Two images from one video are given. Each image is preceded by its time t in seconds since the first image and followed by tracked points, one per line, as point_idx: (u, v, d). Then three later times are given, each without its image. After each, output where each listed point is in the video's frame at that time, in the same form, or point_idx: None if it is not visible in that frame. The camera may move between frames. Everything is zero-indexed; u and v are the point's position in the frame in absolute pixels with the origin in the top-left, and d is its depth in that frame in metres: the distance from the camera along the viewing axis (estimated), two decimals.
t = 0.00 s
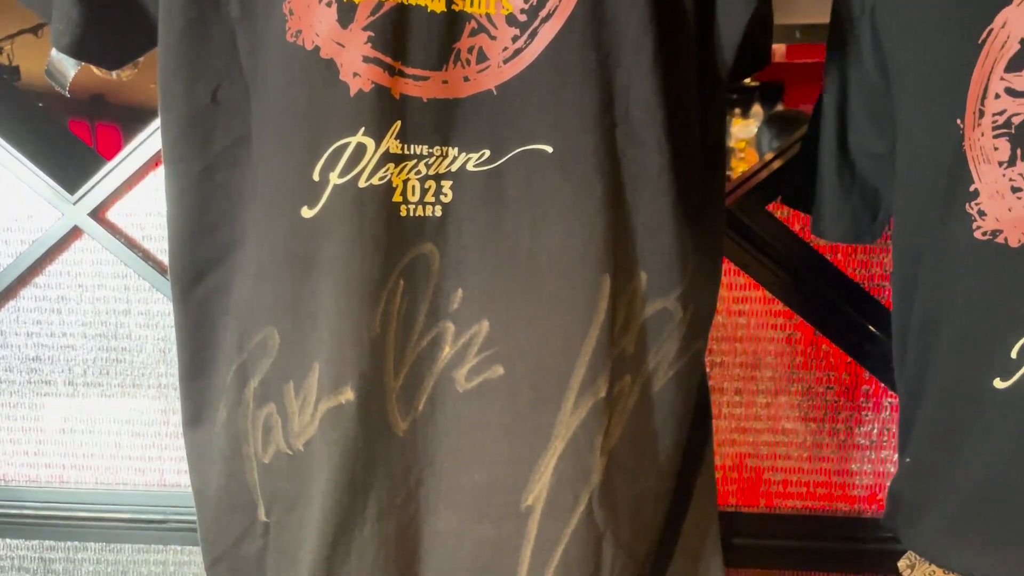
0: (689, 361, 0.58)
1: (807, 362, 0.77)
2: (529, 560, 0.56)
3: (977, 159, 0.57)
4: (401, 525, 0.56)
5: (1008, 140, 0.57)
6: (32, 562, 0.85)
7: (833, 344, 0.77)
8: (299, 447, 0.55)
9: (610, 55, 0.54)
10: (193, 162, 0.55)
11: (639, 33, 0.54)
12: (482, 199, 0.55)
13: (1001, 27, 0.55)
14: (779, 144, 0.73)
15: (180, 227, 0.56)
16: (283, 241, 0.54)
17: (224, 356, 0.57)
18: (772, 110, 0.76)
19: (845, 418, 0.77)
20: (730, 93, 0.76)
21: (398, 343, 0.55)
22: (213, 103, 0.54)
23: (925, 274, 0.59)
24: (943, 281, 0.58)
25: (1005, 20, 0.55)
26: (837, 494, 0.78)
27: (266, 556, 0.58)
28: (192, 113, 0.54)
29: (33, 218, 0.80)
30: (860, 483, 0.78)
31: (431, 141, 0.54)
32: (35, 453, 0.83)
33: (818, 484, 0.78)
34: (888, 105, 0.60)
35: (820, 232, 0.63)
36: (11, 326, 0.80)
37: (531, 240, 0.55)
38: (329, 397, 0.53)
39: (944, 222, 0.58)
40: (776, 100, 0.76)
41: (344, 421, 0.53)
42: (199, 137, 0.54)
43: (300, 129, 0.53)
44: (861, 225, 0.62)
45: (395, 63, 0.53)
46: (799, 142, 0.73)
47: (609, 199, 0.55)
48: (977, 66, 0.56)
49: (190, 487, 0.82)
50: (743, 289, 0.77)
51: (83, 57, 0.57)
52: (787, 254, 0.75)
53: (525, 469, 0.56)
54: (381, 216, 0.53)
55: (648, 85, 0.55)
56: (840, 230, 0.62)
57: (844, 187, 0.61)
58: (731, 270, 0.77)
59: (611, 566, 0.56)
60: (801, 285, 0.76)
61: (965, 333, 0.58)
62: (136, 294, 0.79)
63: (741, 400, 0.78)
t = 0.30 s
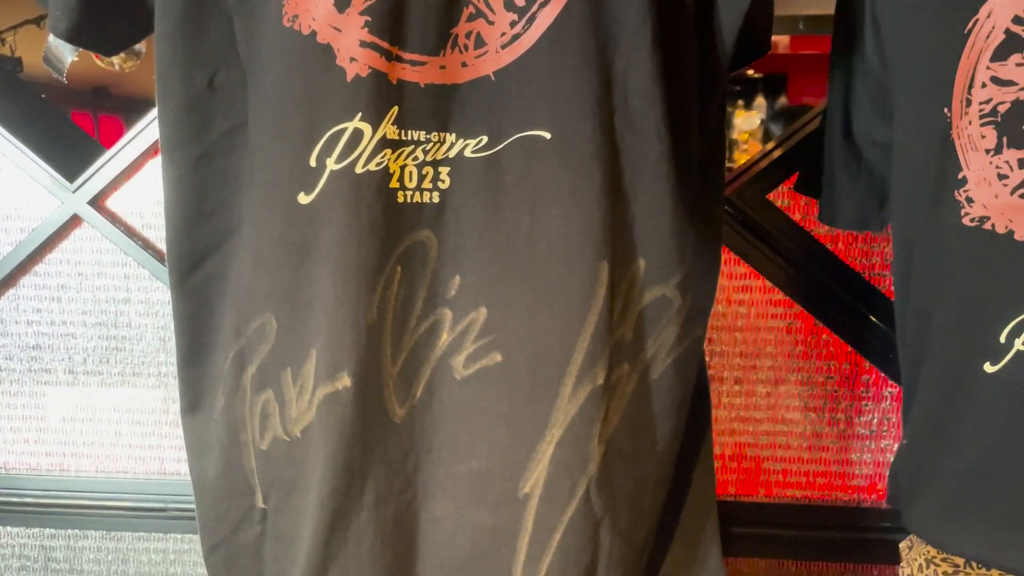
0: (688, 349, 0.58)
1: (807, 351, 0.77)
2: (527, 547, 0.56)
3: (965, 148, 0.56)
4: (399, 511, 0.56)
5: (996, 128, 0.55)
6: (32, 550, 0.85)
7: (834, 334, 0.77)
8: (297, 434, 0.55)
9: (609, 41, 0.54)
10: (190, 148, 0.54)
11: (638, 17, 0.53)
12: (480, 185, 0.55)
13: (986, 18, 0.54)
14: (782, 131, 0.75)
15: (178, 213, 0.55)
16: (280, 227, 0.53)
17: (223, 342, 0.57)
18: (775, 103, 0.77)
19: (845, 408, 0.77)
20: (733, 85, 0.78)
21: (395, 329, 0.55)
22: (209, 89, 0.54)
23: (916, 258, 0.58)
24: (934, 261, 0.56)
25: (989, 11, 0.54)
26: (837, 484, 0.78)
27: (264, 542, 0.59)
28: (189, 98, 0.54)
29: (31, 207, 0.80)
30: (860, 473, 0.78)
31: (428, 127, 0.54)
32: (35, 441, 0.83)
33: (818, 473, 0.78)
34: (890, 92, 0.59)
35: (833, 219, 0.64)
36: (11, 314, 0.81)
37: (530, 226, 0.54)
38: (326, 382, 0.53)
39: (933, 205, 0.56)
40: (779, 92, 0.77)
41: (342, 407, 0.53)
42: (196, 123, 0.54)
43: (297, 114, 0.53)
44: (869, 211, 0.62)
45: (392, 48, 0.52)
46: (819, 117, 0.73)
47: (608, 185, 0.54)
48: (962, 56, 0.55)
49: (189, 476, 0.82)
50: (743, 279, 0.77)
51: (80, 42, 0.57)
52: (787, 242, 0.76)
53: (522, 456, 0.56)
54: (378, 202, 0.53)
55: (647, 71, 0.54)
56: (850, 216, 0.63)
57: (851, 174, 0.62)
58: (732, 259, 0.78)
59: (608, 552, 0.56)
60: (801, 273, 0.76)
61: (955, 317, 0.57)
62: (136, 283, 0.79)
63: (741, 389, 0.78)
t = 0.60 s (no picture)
0: (688, 334, 0.58)
1: (809, 339, 0.77)
2: (526, 531, 0.56)
3: (958, 134, 0.54)
4: (398, 495, 0.56)
5: (988, 115, 0.53)
6: (35, 536, 0.85)
7: (836, 322, 0.76)
8: (297, 417, 0.55)
9: (610, 23, 0.54)
10: (191, 132, 0.54)
11: None
12: (480, 169, 0.54)
13: (978, 5, 0.51)
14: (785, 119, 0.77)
15: (178, 196, 0.55)
16: (280, 210, 0.53)
17: (223, 326, 0.57)
18: (778, 97, 0.82)
19: (847, 396, 0.77)
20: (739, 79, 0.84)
21: (395, 313, 0.55)
22: (210, 71, 0.54)
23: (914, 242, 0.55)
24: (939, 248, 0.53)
25: None
26: (839, 473, 0.78)
27: (263, 526, 0.59)
28: (190, 81, 0.54)
29: (34, 194, 0.80)
30: (862, 462, 0.77)
31: (428, 110, 0.54)
32: (38, 428, 0.84)
33: (819, 462, 0.78)
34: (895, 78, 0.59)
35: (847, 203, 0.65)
36: (14, 301, 0.81)
37: (530, 210, 0.54)
38: (326, 365, 0.53)
39: (931, 187, 0.54)
40: (782, 88, 0.82)
41: (342, 390, 0.53)
42: (196, 106, 0.54)
43: (296, 97, 0.52)
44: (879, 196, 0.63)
45: (393, 31, 0.52)
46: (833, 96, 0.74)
47: (609, 169, 0.54)
48: (953, 43, 0.52)
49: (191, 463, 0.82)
50: (746, 267, 0.77)
51: (81, 25, 0.57)
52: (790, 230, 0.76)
53: (522, 440, 0.55)
54: (378, 185, 0.53)
55: (647, 54, 0.54)
56: (865, 199, 0.64)
57: (864, 159, 0.64)
58: (734, 247, 0.77)
59: (608, 537, 0.56)
60: (805, 260, 0.76)
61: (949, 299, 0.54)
62: (138, 270, 0.79)
63: (743, 377, 0.78)
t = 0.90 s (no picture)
0: (687, 323, 0.58)
1: (810, 330, 0.77)
2: (523, 518, 0.56)
3: (952, 123, 0.52)
4: (397, 481, 0.57)
5: (979, 106, 0.52)
6: (39, 524, 0.86)
7: (837, 312, 0.76)
8: (295, 404, 0.55)
9: (609, 10, 0.53)
10: (190, 118, 0.55)
11: None
12: (479, 156, 0.55)
13: None
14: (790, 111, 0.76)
15: (178, 183, 0.56)
16: (278, 196, 0.53)
17: (222, 313, 0.57)
18: (784, 90, 0.86)
19: (847, 387, 0.77)
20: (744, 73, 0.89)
21: (393, 299, 0.55)
22: (209, 58, 0.54)
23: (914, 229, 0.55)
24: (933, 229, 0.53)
25: None
26: (839, 463, 0.78)
27: (263, 513, 0.59)
28: (189, 67, 0.54)
29: (36, 183, 0.81)
30: (862, 453, 0.77)
31: (427, 97, 0.54)
32: (41, 417, 0.84)
33: (819, 453, 0.78)
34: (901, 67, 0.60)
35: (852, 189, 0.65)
36: (18, 290, 0.82)
37: (528, 197, 0.54)
38: (324, 351, 0.53)
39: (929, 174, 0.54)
40: (790, 79, 0.86)
41: (340, 376, 0.54)
42: (195, 93, 0.54)
43: (294, 83, 0.52)
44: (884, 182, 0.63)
45: (391, 17, 0.52)
46: (843, 79, 0.75)
47: (607, 156, 0.54)
48: (944, 34, 0.52)
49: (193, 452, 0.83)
50: (746, 258, 0.77)
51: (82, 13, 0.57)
52: (790, 221, 0.76)
53: (520, 427, 0.55)
54: (376, 172, 0.53)
55: (646, 40, 0.54)
56: (873, 187, 0.64)
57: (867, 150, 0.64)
58: (735, 238, 0.77)
59: (605, 524, 0.56)
60: (806, 251, 0.76)
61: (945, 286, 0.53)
62: (140, 260, 0.80)
63: (743, 368, 0.78)
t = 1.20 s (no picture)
0: (685, 313, 0.58)
1: (810, 323, 0.76)
2: (521, 507, 0.56)
3: (947, 115, 0.52)
4: (396, 469, 0.57)
5: (973, 100, 0.51)
6: (43, 513, 0.87)
7: (838, 305, 0.76)
8: (295, 391, 0.56)
9: None
10: (190, 108, 0.55)
11: None
12: (477, 145, 0.55)
13: None
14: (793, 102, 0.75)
15: (178, 173, 0.56)
16: (277, 185, 0.54)
17: (223, 302, 0.58)
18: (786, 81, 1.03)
19: (848, 379, 0.76)
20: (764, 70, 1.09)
21: (392, 288, 0.56)
22: (209, 48, 0.54)
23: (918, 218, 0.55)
24: (933, 219, 0.52)
25: None
26: (839, 455, 0.78)
27: (262, 500, 0.59)
28: (189, 57, 0.54)
29: (40, 174, 0.81)
30: (862, 445, 0.77)
31: (425, 86, 0.54)
32: (46, 406, 0.85)
33: (819, 445, 0.78)
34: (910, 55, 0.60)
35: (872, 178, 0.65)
36: (22, 280, 0.83)
37: (527, 187, 0.54)
38: (323, 340, 0.54)
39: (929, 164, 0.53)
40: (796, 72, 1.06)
41: (339, 364, 0.54)
42: (195, 82, 0.55)
43: (293, 72, 0.53)
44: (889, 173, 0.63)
45: (389, 6, 0.52)
46: (858, 62, 0.74)
47: (605, 146, 0.54)
48: (941, 28, 0.51)
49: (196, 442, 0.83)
50: (747, 250, 0.77)
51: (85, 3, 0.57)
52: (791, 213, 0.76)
53: (518, 416, 0.56)
54: (374, 161, 0.53)
55: (644, 29, 0.54)
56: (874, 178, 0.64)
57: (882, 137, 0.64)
58: (736, 230, 0.77)
59: (603, 513, 0.56)
60: (807, 243, 0.76)
61: (941, 278, 0.52)
62: (144, 251, 0.80)
63: (744, 360, 0.77)
